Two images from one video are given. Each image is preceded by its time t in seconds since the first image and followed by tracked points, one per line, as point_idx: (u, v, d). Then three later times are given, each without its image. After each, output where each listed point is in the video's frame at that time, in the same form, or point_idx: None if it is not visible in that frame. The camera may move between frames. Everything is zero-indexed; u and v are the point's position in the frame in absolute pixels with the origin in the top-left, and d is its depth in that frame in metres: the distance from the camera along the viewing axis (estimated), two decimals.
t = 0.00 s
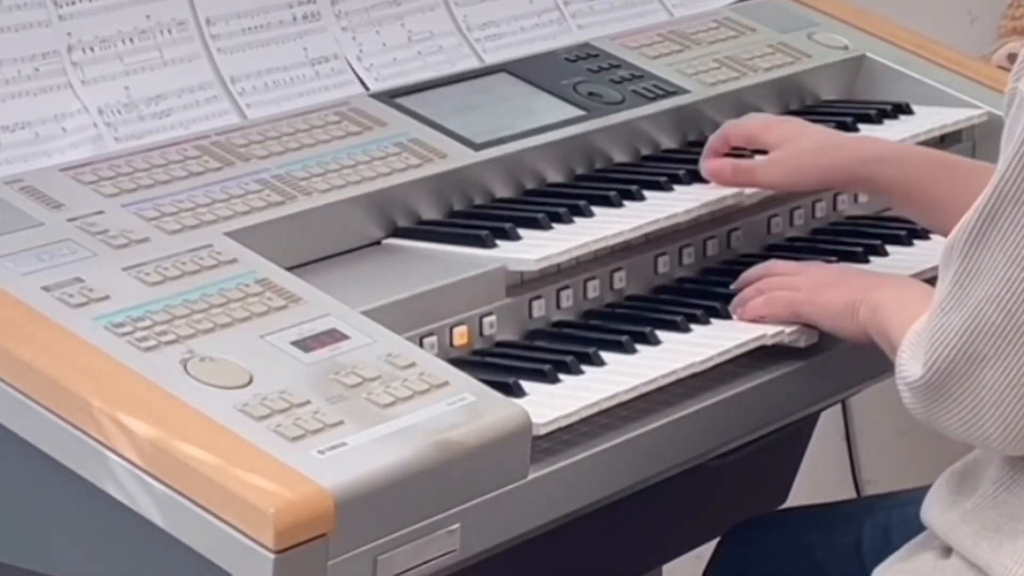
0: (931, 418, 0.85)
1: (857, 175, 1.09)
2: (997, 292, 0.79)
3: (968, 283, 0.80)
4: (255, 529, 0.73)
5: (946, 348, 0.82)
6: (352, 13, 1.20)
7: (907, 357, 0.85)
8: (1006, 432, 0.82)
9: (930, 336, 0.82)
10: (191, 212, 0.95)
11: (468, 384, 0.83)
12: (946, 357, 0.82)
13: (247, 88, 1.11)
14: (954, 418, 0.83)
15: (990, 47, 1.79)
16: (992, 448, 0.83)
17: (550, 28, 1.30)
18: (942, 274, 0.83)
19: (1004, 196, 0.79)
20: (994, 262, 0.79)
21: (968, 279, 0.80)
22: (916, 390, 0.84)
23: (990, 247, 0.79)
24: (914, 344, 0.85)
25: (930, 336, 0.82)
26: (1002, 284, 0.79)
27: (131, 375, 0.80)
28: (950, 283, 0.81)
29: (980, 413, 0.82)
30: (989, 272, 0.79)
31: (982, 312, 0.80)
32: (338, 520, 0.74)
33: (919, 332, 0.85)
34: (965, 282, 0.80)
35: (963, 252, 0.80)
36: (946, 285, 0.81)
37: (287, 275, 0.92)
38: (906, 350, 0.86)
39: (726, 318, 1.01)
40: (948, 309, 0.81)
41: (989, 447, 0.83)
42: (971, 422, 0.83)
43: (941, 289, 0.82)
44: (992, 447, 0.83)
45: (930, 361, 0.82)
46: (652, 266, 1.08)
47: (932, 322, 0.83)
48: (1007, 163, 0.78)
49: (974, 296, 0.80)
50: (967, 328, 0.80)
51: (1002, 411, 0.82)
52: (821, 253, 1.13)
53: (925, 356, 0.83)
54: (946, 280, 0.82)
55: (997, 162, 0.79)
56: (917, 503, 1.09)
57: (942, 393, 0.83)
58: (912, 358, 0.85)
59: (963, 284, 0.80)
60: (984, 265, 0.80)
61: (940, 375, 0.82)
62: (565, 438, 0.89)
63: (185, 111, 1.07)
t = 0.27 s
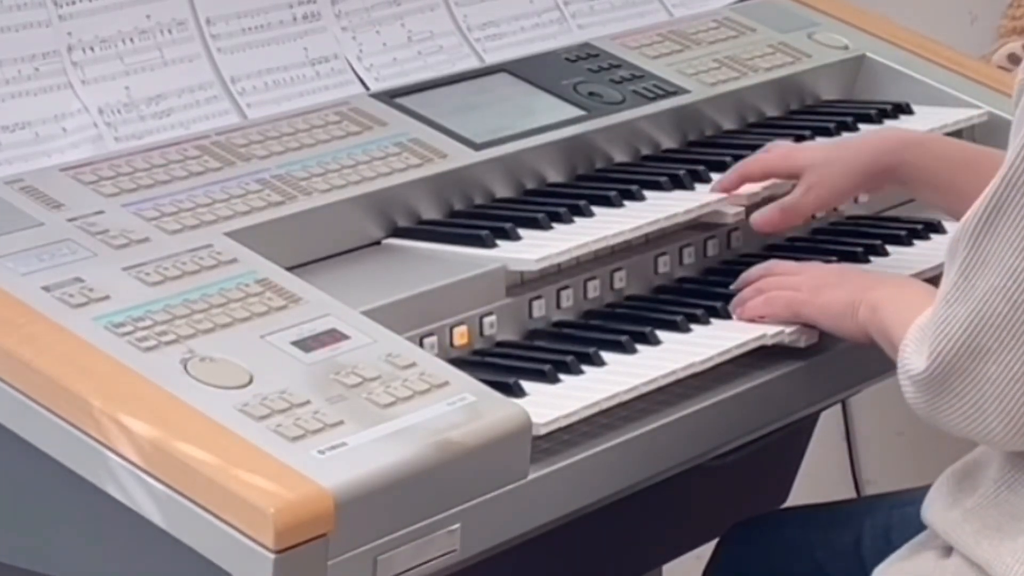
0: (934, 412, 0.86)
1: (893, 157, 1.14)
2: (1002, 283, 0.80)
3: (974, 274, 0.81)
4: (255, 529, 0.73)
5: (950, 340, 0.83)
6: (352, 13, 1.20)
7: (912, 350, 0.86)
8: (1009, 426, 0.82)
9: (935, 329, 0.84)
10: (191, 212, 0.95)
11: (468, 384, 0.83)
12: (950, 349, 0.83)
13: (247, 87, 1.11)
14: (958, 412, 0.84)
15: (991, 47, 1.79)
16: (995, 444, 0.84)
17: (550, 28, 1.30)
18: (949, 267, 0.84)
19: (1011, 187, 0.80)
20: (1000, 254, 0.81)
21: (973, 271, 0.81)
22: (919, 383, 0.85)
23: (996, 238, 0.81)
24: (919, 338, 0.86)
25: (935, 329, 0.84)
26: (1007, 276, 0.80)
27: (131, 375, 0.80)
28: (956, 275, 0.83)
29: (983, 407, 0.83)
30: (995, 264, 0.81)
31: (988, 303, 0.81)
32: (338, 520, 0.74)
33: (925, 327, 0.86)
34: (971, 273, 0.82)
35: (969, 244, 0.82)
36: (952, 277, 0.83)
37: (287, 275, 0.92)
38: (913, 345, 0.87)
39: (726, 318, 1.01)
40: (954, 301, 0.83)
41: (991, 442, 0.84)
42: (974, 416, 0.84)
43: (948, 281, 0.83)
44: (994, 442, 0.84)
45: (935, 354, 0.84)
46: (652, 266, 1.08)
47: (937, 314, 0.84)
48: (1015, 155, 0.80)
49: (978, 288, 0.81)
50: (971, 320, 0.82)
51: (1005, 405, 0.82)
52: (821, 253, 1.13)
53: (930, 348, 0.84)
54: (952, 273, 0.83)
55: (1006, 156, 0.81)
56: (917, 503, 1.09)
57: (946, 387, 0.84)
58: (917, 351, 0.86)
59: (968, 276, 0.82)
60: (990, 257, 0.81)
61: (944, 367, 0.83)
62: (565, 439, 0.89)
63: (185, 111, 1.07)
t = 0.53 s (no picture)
0: (938, 404, 0.87)
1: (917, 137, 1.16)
2: (1013, 278, 0.81)
3: (983, 267, 0.82)
4: (254, 529, 0.73)
5: (958, 334, 0.84)
6: (352, 13, 1.20)
7: (915, 342, 0.87)
8: (1014, 418, 0.84)
9: (942, 321, 0.85)
10: (191, 212, 0.95)
11: (469, 385, 0.83)
12: (959, 342, 0.84)
13: (247, 87, 1.11)
14: (964, 405, 0.86)
15: (991, 47, 1.79)
16: (999, 435, 0.85)
17: (550, 28, 1.30)
18: (955, 259, 0.84)
19: None
20: (1011, 248, 0.81)
21: (983, 264, 0.82)
22: (924, 375, 0.86)
23: (1006, 233, 0.81)
24: (923, 330, 0.87)
25: (942, 322, 0.85)
26: (1017, 271, 0.81)
27: (131, 375, 0.80)
28: (964, 269, 0.83)
29: (990, 399, 0.85)
30: (1005, 258, 0.82)
31: (997, 296, 0.82)
32: (338, 520, 0.74)
33: (929, 317, 0.87)
34: (980, 267, 0.82)
35: (979, 238, 0.82)
36: (961, 271, 0.83)
37: (287, 275, 0.91)
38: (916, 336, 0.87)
39: (726, 318, 1.01)
40: (962, 294, 0.83)
41: (995, 435, 0.86)
42: (980, 409, 0.85)
43: (955, 274, 0.84)
44: (998, 436, 0.86)
45: (943, 347, 0.85)
46: (652, 266, 1.08)
47: (944, 307, 0.85)
48: None
49: (988, 282, 0.82)
50: (981, 314, 0.83)
51: (1011, 396, 0.84)
52: (821, 253, 1.13)
53: (936, 341, 0.85)
54: (960, 266, 0.84)
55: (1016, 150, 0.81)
56: (917, 502, 1.09)
57: (952, 379, 0.85)
58: (921, 343, 0.87)
59: (978, 269, 0.82)
60: (999, 250, 0.82)
61: (952, 361, 0.84)
62: (565, 439, 0.89)
63: (185, 111, 1.07)
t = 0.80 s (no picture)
0: (958, 397, 0.88)
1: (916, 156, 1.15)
2: None
3: (1013, 261, 0.83)
4: (254, 529, 0.73)
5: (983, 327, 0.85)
6: (352, 13, 1.20)
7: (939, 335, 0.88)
8: None
9: (967, 314, 0.85)
10: (190, 212, 0.95)
11: (470, 385, 0.83)
12: (983, 335, 0.85)
13: (247, 87, 1.10)
14: (982, 399, 0.86)
15: (991, 47, 1.79)
16: (1015, 431, 0.86)
17: (549, 28, 1.30)
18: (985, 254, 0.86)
19: None
20: None
21: (1013, 258, 0.83)
22: (946, 367, 0.87)
23: None
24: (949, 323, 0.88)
25: (968, 315, 0.85)
26: None
27: (131, 375, 0.80)
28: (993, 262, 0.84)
29: (1009, 395, 0.85)
30: None
31: None
32: (338, 520, 0.74)
33: (954, 311, 0.88)
34: (1010, 260, 0.83)
35: (1011, 232, 0.83)
36: (989, 264, 0.84)
37: (287, 275, 0.91)
38: (941, 329, 0.88)
39: (726, 318, 1.01)
40: (989, 287, 0.84)
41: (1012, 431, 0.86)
42: (998, 404, 0.86)
43: (983, 267, 0.85)
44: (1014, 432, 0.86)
45: (966, 339, 0.85)
46: (652, 266, 1.07)
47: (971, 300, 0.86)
48: None
49: (1018, 276, 0.83)
50: (1008, 307, 0.84)
51: None
52: (821, 253, 1.13)
53: (961, 334, 0.86)
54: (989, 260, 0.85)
55: None
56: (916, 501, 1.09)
57: (974, 372, 0.86)
58: (946, 336, 0.88)
59: (1007, 263, 0.83)
60: None
61: (975, 353, 0.85)
62: (565, 439, 0.89)
63: (185, 111, 1.07)
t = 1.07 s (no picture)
0: (947, 386, 0.88)
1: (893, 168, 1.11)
2: None
3: (1004, 248, 0.83)
4: (254, 529, 0.73)
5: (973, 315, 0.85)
6: (352, 13, 1.20)
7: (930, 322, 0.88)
8: (1021, 403, 0.84)
9: (957, 303, 0.86)
10: (191, 212, 0.95)
11: (470, 386, 0.83)
12: (973, 323, 0.85)
13: (247, 87, 1.11)
14: (971, 388, 0.86)
15: (991, 47, 1.79)
16: (1003, 421, 0.86)
17: (550, 28, 1.30)
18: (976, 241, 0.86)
19: None
20: None
21: (1004, 246, 0.83)
22: (936, 355, 0.87)
23: None
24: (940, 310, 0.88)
25: (957, 303, 0.85)
26: None
27: (131, 375, 0.80)
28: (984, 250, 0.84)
29: (998, 383, 0.85)
30: None
31: (1015, 279, 0.83)
32: (338, 520, 0.74)
33: (944, 300, 0.88)
34: (1001, 248, 0.83)
35: (1002, 219, 0.83)
36: (980, 251, 0.84)
37: (287, 275, 0.91)
38: (931, 317, 0.88)
39: (726, 318, 1.01)
40: (980, 275, 0.84)
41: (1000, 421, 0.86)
42: (987, 393, 0.86)
43: (974, 255, 0.85)
44: (1002, 421, 0.86)
45: (956, 326, 0.85)
46: (652, 266, 1.08)
47: (961, 288, 0.86)
48: None
49: (1008, 263, 0.83)
50: (998, 295, 0.84)
51: (1019, 381, 0.85)
52: (821, 253, 1.13)
53: (950, 322, 0.86)
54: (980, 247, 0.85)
55: None
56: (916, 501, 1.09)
57: (964, 360, 0.86)
58: (936, 324, 0.88)
59: (998, 250, 0.84)
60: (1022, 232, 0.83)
61: (964, 341, 0.85)
62: (566, 439, 0.89)
63: (185, 111, 1.07)
